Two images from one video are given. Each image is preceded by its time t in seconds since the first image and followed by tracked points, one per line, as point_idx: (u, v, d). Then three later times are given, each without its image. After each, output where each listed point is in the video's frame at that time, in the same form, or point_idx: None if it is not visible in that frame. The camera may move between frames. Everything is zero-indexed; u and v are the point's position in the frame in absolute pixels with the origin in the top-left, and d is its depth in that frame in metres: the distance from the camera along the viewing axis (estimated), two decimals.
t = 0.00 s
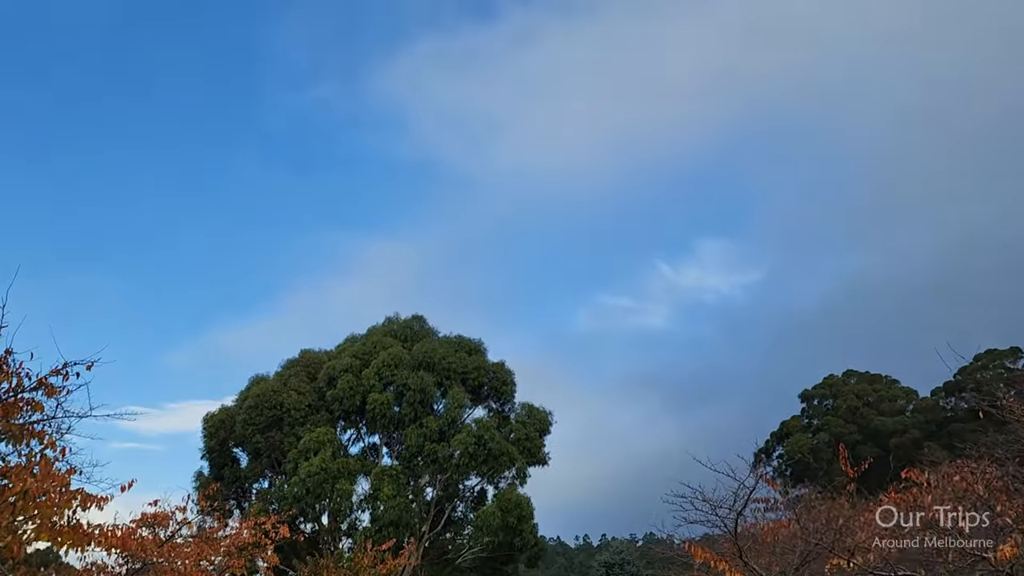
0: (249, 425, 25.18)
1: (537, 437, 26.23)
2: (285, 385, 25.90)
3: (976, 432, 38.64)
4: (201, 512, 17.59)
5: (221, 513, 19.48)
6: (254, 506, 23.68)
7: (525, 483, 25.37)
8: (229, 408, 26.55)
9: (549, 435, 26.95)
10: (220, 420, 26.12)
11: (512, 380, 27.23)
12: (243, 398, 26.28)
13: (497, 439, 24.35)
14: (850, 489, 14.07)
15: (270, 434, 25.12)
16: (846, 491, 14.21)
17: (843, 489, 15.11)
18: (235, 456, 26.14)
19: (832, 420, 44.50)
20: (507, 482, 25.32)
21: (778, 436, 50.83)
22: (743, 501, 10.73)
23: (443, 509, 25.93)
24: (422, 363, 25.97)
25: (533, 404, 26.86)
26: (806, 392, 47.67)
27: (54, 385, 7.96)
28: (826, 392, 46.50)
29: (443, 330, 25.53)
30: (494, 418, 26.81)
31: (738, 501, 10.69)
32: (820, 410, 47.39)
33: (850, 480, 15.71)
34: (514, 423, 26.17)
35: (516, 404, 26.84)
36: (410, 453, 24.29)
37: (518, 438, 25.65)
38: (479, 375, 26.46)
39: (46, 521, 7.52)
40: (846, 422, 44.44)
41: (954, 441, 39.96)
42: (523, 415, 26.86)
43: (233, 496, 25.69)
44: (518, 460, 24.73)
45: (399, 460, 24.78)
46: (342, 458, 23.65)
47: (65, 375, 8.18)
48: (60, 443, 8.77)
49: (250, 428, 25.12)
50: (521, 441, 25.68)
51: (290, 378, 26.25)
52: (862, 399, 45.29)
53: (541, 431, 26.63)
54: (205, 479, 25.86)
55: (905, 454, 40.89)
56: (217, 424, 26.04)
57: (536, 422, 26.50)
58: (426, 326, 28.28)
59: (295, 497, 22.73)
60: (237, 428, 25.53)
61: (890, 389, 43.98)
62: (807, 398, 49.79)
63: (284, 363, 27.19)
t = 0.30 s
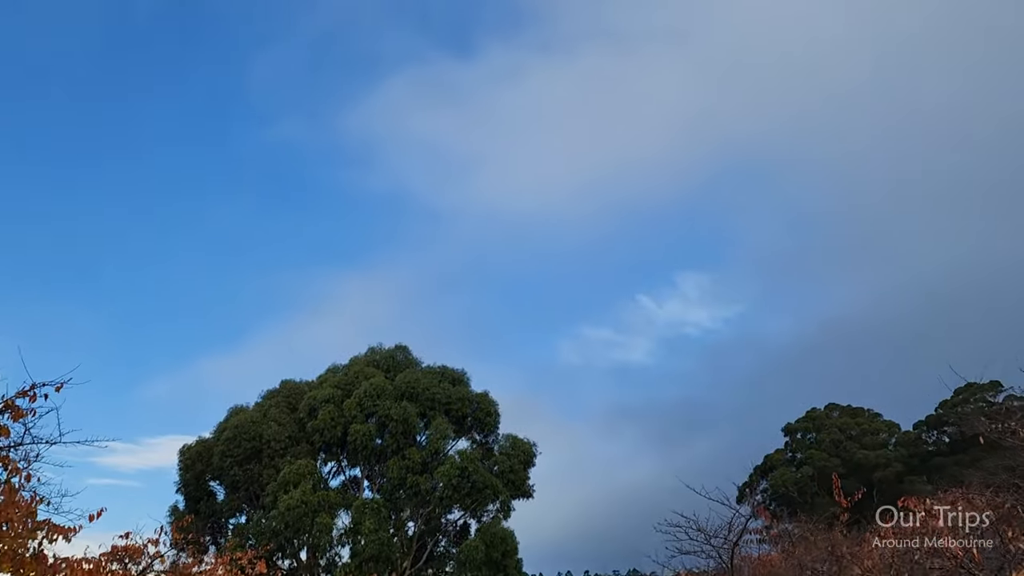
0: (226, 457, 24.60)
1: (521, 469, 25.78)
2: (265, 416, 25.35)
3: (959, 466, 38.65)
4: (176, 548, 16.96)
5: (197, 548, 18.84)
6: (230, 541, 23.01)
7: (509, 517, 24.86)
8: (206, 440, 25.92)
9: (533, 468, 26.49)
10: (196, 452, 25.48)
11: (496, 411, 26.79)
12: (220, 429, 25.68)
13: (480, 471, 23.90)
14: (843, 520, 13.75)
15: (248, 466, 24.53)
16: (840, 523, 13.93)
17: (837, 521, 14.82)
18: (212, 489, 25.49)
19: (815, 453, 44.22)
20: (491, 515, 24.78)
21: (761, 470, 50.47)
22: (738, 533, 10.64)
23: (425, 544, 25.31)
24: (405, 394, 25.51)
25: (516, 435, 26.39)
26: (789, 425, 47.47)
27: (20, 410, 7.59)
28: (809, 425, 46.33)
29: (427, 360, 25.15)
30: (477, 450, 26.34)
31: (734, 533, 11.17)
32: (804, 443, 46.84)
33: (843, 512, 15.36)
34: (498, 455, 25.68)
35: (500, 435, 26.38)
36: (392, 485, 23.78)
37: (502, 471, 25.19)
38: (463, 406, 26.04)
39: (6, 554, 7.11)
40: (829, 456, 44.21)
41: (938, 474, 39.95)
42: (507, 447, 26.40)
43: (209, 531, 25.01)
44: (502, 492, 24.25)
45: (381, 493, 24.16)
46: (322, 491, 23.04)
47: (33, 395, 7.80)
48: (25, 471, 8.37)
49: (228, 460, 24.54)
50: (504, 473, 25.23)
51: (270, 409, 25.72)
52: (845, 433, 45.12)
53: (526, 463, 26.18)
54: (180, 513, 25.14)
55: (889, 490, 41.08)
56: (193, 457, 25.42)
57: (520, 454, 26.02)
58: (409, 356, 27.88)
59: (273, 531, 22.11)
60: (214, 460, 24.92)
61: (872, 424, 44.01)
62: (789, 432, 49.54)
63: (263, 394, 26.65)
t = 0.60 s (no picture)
0: (207, 486, 24.10)
1: (507, 499, 25.40)
2: (246, 444, 24.87)
3: (945, 496, 38.56)
4: None
5: None
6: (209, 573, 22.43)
7: (495, 547, 24.43)
8: (186, 469, 25.38)
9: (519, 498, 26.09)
10: (176, 481, 24.93)
11: (482, 440, 26.45)
12: (201, 457, 25.18)
13: (466, 501, 23.50)
14: (839, 551, 13.53)
15: (229, 495, 24.01)
16: (835, 553, 13.72)
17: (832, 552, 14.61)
18: (192, 519, 24.94)
19: (802, 484, 44.20)
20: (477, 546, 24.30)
21: (747, 502, 50.10)
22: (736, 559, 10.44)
23: None
24: (391, 422, 25.13)
25: (503, 464, 26.05)
26: (775, 456, 47.25)
27: None
28: (795, 456, 46.13)
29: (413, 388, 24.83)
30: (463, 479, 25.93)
31: (730, 562, 10.70)
32: (790, 473, 46.62)
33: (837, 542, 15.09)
34: (484, 484, 25.31)
35: (486, 464, 26.03)
36: (376, 515, 23.34)
37: (488, 500, 24.80)
38: (449, 435, 25.68)
39: None
40: (815, 487, 43.96)
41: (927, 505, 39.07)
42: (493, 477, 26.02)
43: (187, 563, 24.44)
44: (488, 523, 23.84)
45: (364, 524, 23.77)
46: (305, 521, 22.57)
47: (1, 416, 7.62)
48: None
49: (208, 489, 24.04)
50: (491, 503, 24.85)
51: (252, 436, 25.27)
52: (831, 463, 45.01)
53: (512, 493, 25.78)
54: (158, 544, 24.52)
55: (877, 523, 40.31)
56: (173, 486, 24.88)
57: (506, 483, 25.66)
58: (394, 384, 27.54)
59: (254, 563, 21.57)
60: (194, 489, 24.39)
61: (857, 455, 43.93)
62: (775, 463, 49.28)
63: (246, 422, 26.20)
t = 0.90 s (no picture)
0: (188, 508, 23.51)
1: (496, 521, 24.91)
2: (230, 464, 24.32)
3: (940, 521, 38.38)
4: None
5: None
6: None
7: (483, 571, 23.89)
8: (167, 490, 24.79)
9: (508, 520, 25.59)
10: (157, 503, 24.33)
11: (469, 460, 26.01)
12: (183, 479, 24.60)
13: (454, 523, 23.02)
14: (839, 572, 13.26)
15: (210, 517, 23.43)
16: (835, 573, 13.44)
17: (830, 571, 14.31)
18: (172, 542, 24.33)
19: (791, 509, 43.65)
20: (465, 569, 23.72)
21: (736, 526, 49.56)
22: None
23: None
24: (377, 441, 24.65)
25: (491, 486, 25.59)
26: (765, 480, 46.87)
27: None
28: (784, 481, 45.81)
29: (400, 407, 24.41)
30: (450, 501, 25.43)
31: None
32: (780, 498, 46.12)
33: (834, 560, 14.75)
34: (472, 506, 24.83)
35: (474, 485, 25.58)
36: (361, 538, 22.80)
37: (476, 523, 24.31)
38: (437, 456, 25.21)
39: None
40: (804, 512, 43.55)
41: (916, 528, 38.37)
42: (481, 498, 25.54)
43: None
44: (476, 546, 23.34)
45: (349, 547, 23.23)
46: (288, 544, 22.03)
47: None
48: None
49: (189, 511, 23.46)
50: (479, 525, 24.37)
51: (236, 457, 24.73)
52: (820, 488, 44.67)
53: (501, 515, 25.29)
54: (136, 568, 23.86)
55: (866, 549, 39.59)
56: (153, 508, 24.29)
57: (494, 505, 25.18)
58: (381, 404, 27.12)
59: None
60: (175, 511, 23.80)
61: (846, 480, 43.79)
62: (764, 487, 48.84)
63: (229, 441, 25.68)
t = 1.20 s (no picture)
0: (173, 519, 23.21)
1: (485, 535, 24.67)
2: (216, 475, 24.04)
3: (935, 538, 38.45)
4: None
5: None
6: None
7: None
8: (152, 501, 24.47)
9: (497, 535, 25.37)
10: (142, 513, 24.00)
11: (459, 473, 25.80)
12: (169, 489, 24.31)
13: (443, 537, 22.77)
14: None
15: (196, 529, 23.14)
16: None
17: None
18: (156, 554, 24.00)
19: (781, 527, 43.46)
20: None
21: (726, 544, 49.32)
22: None
23: None
24: (366, 454, 24.42)
25: (481, 499, 25.39)
26: (755, 498, 46.73)
27: None
28: (774, 499, 45.71)
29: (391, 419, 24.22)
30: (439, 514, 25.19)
31: None
32: (770, 516, 45.91)
33: None
34: (461, 520, 24.60)
35: (464, 499, 25.36)
36: (349, 552, 22.53)
37: (465, 537, 24.08)
38: (426, 468, 24.98)
39: None
40: (794, 530, 43.39)
41: (908, 549, 38.01)
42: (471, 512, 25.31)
43: None
44: (465, 560, 23.09)
45: (336, 560, 22.96)
46: (274, 556, 21.75)
47: None
48: None
49: (174, 522, 23.16)
50: (468, 539, 24.13)
51: (223, 468, 24.47)
52: (811, 506, 44.63)
53: (490, 529, 25.06)
54: None
55: (858, 569, 38.94)
56: (138, 519, 23.97)
57: (484, 519, 24.97)
58: (371, 416, 26.93)
59: None
60: (160, 522, 23.48)
61: (836, 498, 43.80)
62: (754, 505, 48.64)
63: (217, 452, 25.41)
